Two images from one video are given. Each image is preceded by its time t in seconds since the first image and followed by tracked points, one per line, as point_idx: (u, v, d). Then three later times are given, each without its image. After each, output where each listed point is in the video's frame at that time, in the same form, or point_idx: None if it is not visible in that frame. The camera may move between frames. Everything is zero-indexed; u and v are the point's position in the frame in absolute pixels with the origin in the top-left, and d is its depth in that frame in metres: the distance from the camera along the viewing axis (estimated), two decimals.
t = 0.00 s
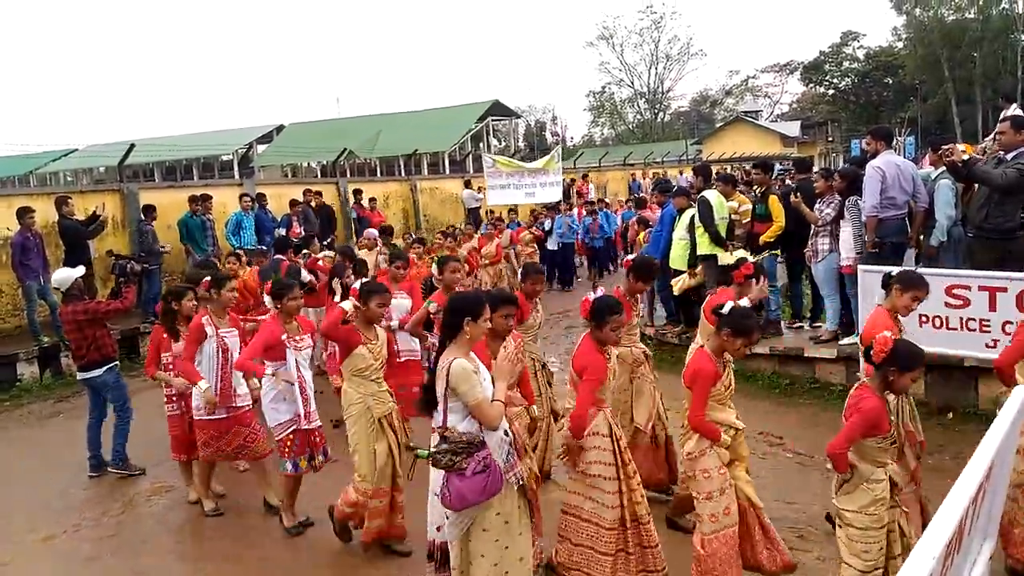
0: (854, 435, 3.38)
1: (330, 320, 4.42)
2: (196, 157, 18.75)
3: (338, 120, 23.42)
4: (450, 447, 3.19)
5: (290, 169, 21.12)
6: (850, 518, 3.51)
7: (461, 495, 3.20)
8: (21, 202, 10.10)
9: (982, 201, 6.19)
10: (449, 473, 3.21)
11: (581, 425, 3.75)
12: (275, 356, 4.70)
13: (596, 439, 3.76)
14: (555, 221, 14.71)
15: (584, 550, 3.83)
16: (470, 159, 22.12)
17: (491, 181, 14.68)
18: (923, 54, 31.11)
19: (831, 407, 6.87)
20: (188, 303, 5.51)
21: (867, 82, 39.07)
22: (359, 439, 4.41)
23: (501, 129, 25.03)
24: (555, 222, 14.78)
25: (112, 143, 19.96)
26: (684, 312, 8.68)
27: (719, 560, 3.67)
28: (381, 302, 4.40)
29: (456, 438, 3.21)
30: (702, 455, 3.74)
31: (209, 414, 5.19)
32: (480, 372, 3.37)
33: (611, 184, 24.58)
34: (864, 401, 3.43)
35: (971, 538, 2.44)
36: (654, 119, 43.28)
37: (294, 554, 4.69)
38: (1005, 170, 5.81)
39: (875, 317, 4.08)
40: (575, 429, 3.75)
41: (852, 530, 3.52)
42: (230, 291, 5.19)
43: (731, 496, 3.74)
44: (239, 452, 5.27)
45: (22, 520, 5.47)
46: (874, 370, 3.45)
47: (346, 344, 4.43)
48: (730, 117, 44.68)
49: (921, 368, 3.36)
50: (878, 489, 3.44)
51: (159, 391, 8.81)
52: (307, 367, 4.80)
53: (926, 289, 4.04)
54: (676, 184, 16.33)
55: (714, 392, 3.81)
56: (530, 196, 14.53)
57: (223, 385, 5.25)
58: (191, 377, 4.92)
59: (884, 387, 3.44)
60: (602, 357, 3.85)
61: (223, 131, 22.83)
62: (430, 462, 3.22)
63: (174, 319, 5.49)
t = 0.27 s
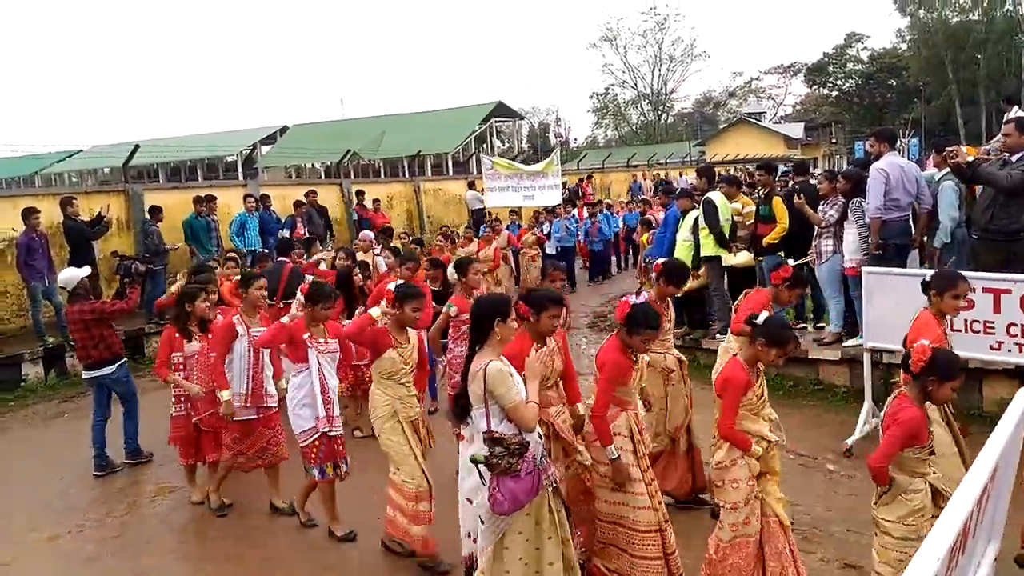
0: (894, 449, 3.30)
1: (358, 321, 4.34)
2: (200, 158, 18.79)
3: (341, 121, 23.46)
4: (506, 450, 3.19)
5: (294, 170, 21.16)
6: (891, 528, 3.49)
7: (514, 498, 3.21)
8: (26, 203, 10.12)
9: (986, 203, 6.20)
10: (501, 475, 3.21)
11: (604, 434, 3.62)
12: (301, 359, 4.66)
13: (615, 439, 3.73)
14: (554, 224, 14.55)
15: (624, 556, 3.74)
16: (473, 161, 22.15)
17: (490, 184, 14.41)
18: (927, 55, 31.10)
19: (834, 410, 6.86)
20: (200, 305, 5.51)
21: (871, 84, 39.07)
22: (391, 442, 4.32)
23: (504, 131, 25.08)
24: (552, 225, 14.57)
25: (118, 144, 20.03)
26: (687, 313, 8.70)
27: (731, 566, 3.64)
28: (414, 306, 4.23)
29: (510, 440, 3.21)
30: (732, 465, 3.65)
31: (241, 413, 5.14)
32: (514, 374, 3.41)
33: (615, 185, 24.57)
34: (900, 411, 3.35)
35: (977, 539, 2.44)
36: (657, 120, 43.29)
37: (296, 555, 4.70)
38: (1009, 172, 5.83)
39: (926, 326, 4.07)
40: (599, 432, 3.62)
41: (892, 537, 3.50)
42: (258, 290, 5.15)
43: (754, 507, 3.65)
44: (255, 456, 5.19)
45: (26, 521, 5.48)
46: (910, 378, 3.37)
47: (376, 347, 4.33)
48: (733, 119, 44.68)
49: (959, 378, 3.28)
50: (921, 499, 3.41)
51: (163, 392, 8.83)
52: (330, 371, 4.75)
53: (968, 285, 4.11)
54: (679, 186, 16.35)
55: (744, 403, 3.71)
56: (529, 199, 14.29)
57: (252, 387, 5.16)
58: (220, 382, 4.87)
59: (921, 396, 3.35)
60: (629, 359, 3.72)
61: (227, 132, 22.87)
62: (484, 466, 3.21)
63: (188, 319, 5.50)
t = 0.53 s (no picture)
0: (944, 453, 3.35)
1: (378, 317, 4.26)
2: (200, 153, 18.76)
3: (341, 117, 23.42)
4: (519, 443, 3.18)
5: (294, 166, 21.13)
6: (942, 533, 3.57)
7: (536, 492, 3.17)
8: (25, 197, 10.10)
9: (987, 202, 6.19)
10: (520, 469, 3.20)
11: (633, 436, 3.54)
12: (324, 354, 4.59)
13: (645, 441, 3.68)
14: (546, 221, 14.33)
15: (635, 557, 3.74)
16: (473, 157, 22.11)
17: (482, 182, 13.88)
18: (928, 54, 30.99)
19: (833, 408, 6.84)
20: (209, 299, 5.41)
21: (872, 82, 38.99)
22: (423, 446, 4.16)
23: (505, 127, 25.00)
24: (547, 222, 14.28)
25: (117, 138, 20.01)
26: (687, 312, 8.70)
27: (744, 562, 3.66)
28: (440, 304, 4.11)
29: (528, 433, 3.20)
30: (762, 463, 3.64)
31: (254, 409, 4.94)
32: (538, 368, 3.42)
33: (614, 183, 24.55)
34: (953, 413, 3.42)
35: (973, 536, 2.44)
36: (658, 118, 43.24)
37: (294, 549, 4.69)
38: (1009, 171, 5.83)
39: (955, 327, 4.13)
40: (627, 433, 3.54)
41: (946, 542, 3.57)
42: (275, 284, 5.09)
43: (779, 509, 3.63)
44: (271, 453, 4.87)
45: (24, 513, 5.48)
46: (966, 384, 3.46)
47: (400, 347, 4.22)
48: (734, 117, 44.62)
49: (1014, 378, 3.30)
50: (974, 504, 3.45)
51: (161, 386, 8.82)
52: (351, 369, 4.68)
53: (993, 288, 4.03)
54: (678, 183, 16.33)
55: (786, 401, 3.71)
56: (523, 196, 14.08)
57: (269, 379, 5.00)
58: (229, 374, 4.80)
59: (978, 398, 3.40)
60: (652, 360, 3.70)
61: (227, 127, 22.84)
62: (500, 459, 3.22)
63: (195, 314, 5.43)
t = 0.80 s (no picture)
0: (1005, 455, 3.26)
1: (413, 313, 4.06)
2: (207, 150, 18.81)
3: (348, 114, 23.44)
4: (532, 439, 3.21)
5: (301, 163, 21.17)
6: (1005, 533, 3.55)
7: (547, 488, 3.15)
8: (34, 193, 10.15)
9: (994, 202, 6.18)
10: (534, 464, 3.21)
11: (668, 437, 3.63)
12: (363, 350, 4.58)
13: (682, 442, 3.71)
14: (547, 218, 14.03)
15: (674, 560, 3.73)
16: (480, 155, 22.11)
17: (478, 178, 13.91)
18: (935, 53, 30.80)
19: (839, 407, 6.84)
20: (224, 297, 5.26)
21: (880, 81, 38.87)
22: (448, 448, 4.11)
23: (512, 125, 25.00)
24: (548, 217, 14.16)
25: (126, 135, 20.09)
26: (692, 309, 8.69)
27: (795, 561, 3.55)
28: (471, 293, 4.03)
29: (541, 429, 3.22)
30: (790, 461, 3.58)
31: (281, 409, 4.86)
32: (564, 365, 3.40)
33: (620, 181, 24.53)
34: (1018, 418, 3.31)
35: (979, 536, 2.44)
36: (665, 116, 43.18)
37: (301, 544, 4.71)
38: (1017, 171, 5.82)
39: (1012, 332, 3.84)
40: (660, 433, 3.63)
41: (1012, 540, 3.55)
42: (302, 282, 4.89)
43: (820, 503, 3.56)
44: (298, 454, 4.88)
45: (33, 507, 5.52)
46: None
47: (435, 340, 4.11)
48: (741, 115, 44.53)
49: None
50: None
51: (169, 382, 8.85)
52: (393, 367, 4.68)
53: None
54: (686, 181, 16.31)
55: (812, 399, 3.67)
56: (520, 192, 13.98)
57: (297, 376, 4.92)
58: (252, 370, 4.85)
59: None
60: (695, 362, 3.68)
61: (235, 124, 22.90)
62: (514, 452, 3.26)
63: (211, 312, 5.26)
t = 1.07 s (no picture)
0: None
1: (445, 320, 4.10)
2: (207, 145, 18.79)
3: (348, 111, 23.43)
4: (552, 444, 3.20)
5: (301, 159, 21.16)
6: None
7: (563, 496, 3.12)
8: (33, 186, 10.13)
9: (994, 204, 6.18)
10: (554, 471, 3.19)
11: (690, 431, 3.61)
12: (395, 347, 4.51)
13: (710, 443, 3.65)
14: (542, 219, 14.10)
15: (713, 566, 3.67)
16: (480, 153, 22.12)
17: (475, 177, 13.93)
18: (937, 56, 30.89)
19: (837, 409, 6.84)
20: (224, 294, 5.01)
21: (881, 83, 38.90)
22: (468, 445, 4.10)
23: (512, 124, 25.01)
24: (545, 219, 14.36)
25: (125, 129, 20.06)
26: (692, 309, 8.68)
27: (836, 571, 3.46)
28: (498, 293, 4.06)
29: (560, 437, 3.19)
30: (809, 470, 3.52)
31: (300, 407, 4.79)
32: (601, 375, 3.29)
33: (620, 181, 24.54)
34: None
35: (975, 538, 2.45)
36: (665, 115, 43.16)
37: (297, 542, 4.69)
38: (1017, 174, 5.82)
39: None
40: (684, 428, 3.62)
41: None
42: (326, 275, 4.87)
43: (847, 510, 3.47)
44: (310, 455, 4.83)
45: (29, 502, 5.50)
46: None
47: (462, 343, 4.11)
48: (742, 115, 44.53)
49: None
50: None
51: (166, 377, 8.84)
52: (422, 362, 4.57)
53: None
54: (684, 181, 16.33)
55: (824, 407, 3.59)
56: (515, 192, 13.94)
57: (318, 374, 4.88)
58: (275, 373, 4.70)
59: None
60: (721, 359, 3.66)
61: (234, 119, 22.88)
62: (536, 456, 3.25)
63: (214, 309, 5.02)
